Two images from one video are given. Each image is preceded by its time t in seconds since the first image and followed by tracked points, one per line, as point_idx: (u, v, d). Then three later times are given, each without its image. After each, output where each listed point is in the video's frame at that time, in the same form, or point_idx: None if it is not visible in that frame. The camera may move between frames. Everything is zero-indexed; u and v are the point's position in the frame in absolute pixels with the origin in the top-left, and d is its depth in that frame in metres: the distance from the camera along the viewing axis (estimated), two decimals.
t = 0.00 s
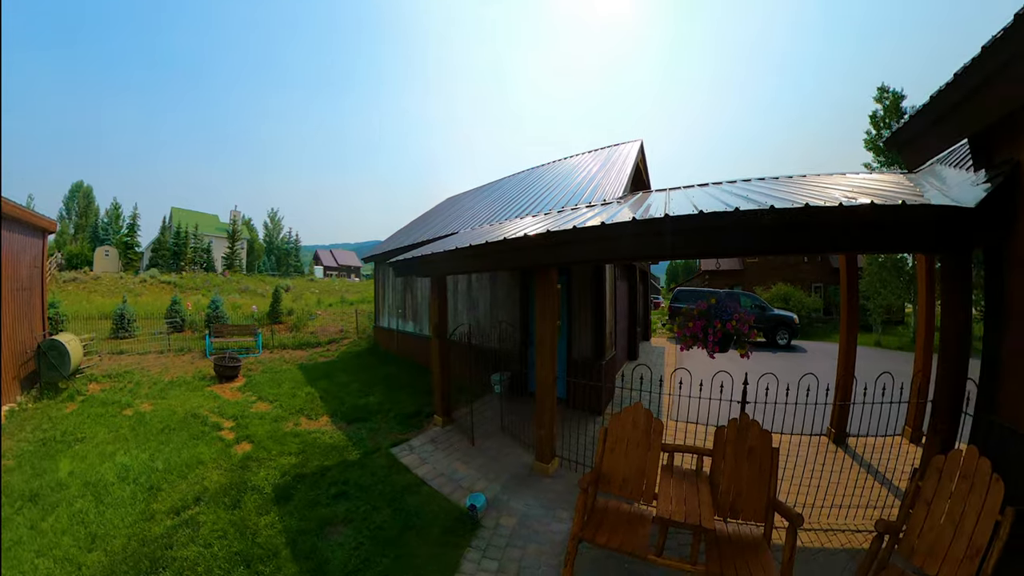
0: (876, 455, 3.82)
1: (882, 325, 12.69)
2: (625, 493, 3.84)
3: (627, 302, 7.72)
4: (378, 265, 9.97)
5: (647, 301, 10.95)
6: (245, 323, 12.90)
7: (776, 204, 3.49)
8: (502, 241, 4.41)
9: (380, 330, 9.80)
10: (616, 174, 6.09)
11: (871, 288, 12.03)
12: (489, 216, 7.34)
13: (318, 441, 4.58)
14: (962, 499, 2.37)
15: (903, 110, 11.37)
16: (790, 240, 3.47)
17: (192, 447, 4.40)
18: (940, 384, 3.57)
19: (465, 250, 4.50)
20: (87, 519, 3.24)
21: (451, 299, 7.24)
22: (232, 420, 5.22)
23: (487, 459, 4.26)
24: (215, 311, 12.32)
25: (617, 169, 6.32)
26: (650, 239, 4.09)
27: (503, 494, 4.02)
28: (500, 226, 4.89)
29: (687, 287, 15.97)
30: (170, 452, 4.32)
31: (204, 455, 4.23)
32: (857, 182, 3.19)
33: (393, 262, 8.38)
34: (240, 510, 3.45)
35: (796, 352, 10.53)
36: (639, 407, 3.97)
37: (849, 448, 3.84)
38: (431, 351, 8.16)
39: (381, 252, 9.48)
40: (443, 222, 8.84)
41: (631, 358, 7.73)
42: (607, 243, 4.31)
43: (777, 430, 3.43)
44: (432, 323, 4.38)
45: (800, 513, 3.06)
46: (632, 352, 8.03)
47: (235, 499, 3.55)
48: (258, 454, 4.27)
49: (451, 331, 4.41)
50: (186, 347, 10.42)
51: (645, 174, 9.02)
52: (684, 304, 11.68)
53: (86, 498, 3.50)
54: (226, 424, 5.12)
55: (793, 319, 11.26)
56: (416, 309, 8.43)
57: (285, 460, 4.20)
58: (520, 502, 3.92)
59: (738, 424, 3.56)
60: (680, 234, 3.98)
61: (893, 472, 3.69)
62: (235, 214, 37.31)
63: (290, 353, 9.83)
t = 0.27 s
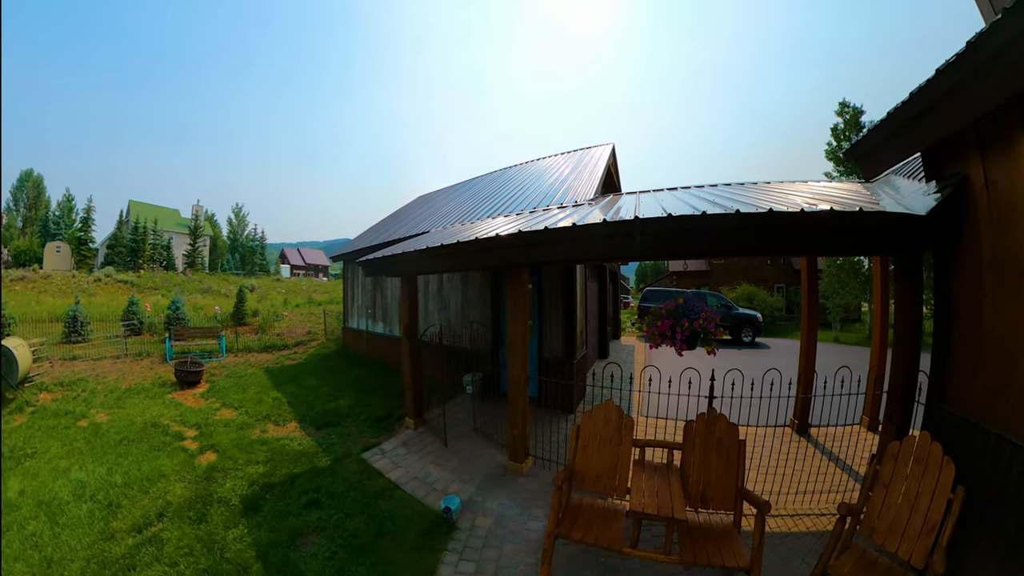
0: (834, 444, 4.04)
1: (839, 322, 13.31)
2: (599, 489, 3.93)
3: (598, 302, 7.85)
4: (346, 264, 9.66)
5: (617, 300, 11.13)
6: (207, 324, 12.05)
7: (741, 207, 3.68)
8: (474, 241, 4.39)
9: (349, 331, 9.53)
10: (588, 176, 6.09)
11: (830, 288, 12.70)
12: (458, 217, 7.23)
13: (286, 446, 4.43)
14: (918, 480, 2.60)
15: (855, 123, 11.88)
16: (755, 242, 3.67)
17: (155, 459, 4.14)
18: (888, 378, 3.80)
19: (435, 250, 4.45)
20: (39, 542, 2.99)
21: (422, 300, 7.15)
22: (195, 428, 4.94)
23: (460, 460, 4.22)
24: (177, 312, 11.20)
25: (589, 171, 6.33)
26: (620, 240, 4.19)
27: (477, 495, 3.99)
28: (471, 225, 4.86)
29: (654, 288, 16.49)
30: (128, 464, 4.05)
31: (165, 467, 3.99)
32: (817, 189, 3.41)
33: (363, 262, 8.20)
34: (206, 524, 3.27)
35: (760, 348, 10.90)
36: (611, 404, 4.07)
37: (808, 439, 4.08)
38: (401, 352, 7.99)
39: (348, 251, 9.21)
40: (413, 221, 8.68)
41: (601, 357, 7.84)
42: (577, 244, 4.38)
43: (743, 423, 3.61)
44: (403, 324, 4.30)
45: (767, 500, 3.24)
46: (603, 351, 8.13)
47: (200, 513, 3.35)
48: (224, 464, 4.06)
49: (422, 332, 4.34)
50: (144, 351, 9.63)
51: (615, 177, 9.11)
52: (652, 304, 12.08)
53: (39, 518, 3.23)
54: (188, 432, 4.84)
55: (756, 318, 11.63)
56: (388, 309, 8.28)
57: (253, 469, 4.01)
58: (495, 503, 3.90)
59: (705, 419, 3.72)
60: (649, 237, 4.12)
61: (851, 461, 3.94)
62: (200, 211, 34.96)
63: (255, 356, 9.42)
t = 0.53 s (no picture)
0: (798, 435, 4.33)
1: (799, 321, 13.91)
2: (573, 486, 3.98)
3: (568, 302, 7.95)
4: (313, 262, 9.34)
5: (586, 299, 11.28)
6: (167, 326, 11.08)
7: (708, 211, 3.85)
8: (446, 240, 4.34)
9: (318, 333, 9.30)
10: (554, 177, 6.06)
11: (791, 288, 13.25)
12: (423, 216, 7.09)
13: (253, 455, 4.23)
14: (877, 465, 2.82)
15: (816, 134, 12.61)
16: (721, 244, 3.84)
17: (114, 473, 3.85)
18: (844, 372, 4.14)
19: (404, 249, 4.37)
20: None
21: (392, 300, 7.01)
22: (156, 439, 4.63)
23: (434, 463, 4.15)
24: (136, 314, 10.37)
25: (557, 173, 6.29)
26: (590, 240, 4.27)
27: (452, 497, 3.93)
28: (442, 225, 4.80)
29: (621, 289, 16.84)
30: (84, 479, 3.74)
31: (125, 481, 3.72)
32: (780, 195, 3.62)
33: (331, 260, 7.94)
34: (171, 541, 3.06)
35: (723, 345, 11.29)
36: (583, 403, 4.15)
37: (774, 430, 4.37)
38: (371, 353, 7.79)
39: (315, 249, 8.91)
40: (383, 219, 8.47)
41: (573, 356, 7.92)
42: (549, 245, 4.42)
43: (711, 416, 3.78)
44: (372, 325, 4.18)
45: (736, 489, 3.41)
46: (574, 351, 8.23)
47: (164, 530, 3.14)
48: (188, 476, 3.83)
49: (393, 333, 4.24)
50: (100, 356, 8.91)
51: (588, 181, 9.19)
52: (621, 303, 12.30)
53: None
54: (148, 443, 4.54)
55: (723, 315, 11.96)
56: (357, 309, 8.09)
57: (220, 480, 3.80)
58: (471, 504, 3.85)
59: (675, 414, 3.86)
60: (620, 238, 4.23)
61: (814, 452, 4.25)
62: (154, 204, 32.82)
63: (219, 360, 8.91)
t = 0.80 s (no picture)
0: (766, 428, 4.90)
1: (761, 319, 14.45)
2: (547, 484, 4.02)
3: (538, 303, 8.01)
4: (279, 261, 8.97)
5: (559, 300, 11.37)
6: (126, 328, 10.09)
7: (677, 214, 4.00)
8: (418, 239, 4.27)
9: (285, 334, 8.97)
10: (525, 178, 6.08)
11: (756, 288, 13.71)
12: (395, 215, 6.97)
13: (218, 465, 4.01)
14: (838, 453, 3.04)
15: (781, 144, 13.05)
16: (689, 245, 4.00)
17: (68, 490, 3.54)
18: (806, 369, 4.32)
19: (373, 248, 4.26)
20: None
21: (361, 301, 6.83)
22: (114, 452, 4.31)
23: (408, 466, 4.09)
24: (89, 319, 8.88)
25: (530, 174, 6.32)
26: (561, 240, 4.34)
27: (426, 500, 3.85)
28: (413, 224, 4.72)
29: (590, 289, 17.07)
30: (35, 497, 3.38)
31: (81, 499, 3.41)
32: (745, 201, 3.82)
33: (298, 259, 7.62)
34: (134, 562, 2.84)
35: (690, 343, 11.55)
36: (556, 401, 4.21)
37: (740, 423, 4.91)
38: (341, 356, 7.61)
39: (282, 248, 8.56)
40: (352, 217, 8.21)
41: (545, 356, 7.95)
42: (521, 245, 4.44)
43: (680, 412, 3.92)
44: (341, 326, 4.05)
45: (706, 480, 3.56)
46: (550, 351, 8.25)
47: (126, 550, 2.92)
48: (150, 490, 3.58)
49: (363, 334, 4.11)
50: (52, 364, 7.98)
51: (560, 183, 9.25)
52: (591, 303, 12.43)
53: None
54: (105, 456, 4.23)
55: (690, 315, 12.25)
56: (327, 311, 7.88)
57: (184, 494, 3.57)
58: (445, 507, 3.79)
59: (645, 410, 3.99)
60: (591, 239, 4.31)
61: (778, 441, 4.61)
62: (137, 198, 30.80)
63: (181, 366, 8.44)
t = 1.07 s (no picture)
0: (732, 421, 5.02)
1: (729, 317, 14.79)
2: (521, 483, 4.04)
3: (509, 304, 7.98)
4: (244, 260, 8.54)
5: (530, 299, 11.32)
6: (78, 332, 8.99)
7: (646, 216, 4.13)
8: (390, 238, 4.16)
9: (247, 337, 8.49)
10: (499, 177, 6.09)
11: (721, 288, 14.07)
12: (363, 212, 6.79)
13: (181, 477, 3.76)
14: (802, 443, 3.24)
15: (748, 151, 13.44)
16: (659, 247, 4.14)
17: (18, 511, 3.22)
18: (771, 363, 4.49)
19: (341, 246, 4.13)
20: None
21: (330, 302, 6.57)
22: (68, 466, 3.94)
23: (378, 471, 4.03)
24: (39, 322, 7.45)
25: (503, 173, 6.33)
26: (532, 241, 4.38)
27: (400, 505, 3.75)
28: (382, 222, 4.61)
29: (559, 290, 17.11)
30: None
31: (32, 519, 3.12)
32: (712, 205, 3.99)
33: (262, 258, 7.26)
34: None
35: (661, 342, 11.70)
36: (528, 401, 4.24)
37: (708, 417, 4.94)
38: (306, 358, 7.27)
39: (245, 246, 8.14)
40: (320, 215, 7.90)
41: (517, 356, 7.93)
42: (493, 245, 4.43)
43: (651, 408, 4.05)
44: (309, 328, 3.89)
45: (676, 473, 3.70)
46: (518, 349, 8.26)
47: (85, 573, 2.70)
48: (109, 507, 3.32)
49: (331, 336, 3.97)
50: None
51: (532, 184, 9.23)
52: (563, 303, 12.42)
53: None
54: (56, 471, 3.85)
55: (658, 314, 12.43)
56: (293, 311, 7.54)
57: (146, 510, 3.33)
58: (420, 511, 3.71)
59: (616, 407, 4.09)
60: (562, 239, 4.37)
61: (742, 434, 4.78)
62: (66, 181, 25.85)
63: (139, 371, 7.76)
